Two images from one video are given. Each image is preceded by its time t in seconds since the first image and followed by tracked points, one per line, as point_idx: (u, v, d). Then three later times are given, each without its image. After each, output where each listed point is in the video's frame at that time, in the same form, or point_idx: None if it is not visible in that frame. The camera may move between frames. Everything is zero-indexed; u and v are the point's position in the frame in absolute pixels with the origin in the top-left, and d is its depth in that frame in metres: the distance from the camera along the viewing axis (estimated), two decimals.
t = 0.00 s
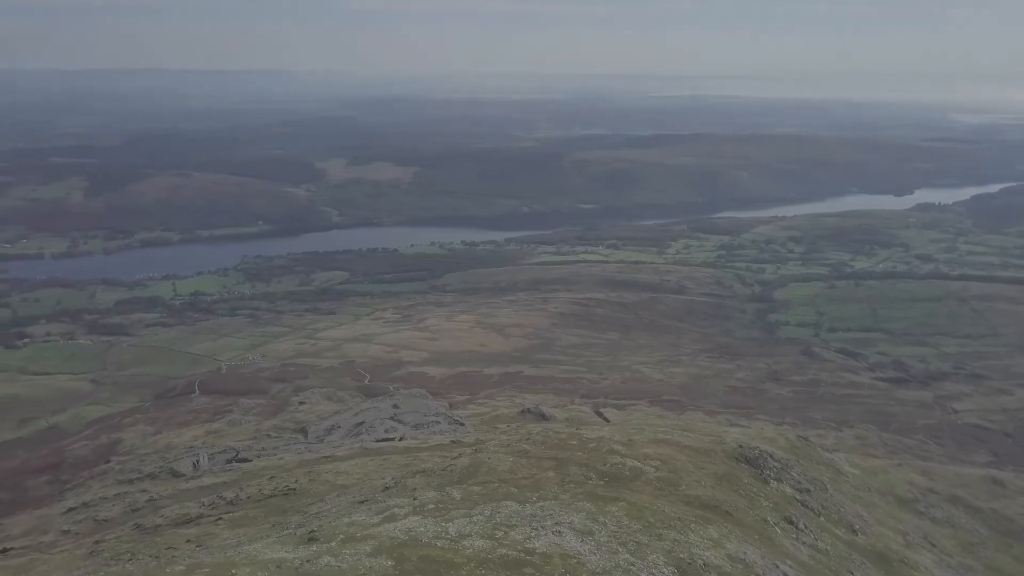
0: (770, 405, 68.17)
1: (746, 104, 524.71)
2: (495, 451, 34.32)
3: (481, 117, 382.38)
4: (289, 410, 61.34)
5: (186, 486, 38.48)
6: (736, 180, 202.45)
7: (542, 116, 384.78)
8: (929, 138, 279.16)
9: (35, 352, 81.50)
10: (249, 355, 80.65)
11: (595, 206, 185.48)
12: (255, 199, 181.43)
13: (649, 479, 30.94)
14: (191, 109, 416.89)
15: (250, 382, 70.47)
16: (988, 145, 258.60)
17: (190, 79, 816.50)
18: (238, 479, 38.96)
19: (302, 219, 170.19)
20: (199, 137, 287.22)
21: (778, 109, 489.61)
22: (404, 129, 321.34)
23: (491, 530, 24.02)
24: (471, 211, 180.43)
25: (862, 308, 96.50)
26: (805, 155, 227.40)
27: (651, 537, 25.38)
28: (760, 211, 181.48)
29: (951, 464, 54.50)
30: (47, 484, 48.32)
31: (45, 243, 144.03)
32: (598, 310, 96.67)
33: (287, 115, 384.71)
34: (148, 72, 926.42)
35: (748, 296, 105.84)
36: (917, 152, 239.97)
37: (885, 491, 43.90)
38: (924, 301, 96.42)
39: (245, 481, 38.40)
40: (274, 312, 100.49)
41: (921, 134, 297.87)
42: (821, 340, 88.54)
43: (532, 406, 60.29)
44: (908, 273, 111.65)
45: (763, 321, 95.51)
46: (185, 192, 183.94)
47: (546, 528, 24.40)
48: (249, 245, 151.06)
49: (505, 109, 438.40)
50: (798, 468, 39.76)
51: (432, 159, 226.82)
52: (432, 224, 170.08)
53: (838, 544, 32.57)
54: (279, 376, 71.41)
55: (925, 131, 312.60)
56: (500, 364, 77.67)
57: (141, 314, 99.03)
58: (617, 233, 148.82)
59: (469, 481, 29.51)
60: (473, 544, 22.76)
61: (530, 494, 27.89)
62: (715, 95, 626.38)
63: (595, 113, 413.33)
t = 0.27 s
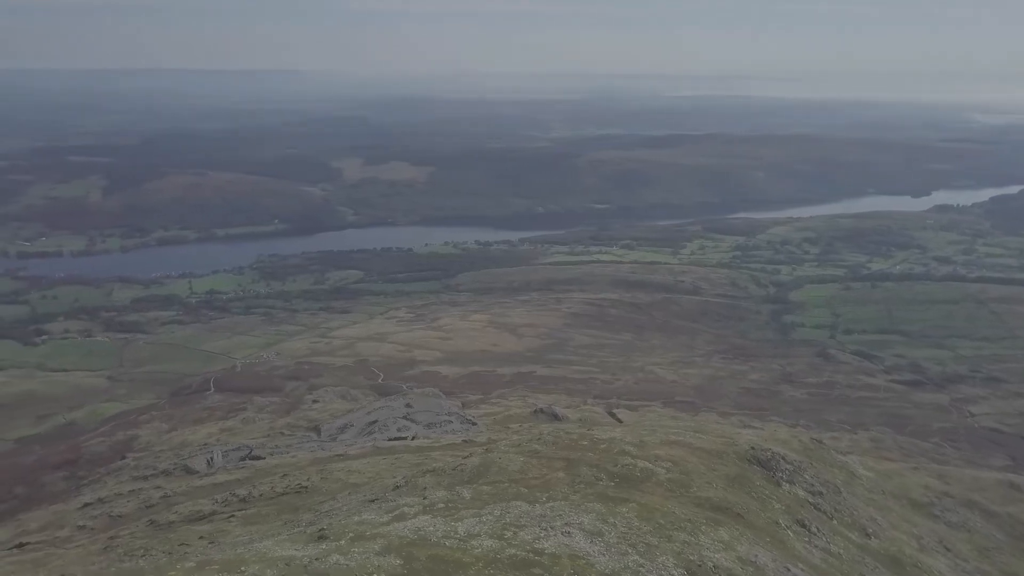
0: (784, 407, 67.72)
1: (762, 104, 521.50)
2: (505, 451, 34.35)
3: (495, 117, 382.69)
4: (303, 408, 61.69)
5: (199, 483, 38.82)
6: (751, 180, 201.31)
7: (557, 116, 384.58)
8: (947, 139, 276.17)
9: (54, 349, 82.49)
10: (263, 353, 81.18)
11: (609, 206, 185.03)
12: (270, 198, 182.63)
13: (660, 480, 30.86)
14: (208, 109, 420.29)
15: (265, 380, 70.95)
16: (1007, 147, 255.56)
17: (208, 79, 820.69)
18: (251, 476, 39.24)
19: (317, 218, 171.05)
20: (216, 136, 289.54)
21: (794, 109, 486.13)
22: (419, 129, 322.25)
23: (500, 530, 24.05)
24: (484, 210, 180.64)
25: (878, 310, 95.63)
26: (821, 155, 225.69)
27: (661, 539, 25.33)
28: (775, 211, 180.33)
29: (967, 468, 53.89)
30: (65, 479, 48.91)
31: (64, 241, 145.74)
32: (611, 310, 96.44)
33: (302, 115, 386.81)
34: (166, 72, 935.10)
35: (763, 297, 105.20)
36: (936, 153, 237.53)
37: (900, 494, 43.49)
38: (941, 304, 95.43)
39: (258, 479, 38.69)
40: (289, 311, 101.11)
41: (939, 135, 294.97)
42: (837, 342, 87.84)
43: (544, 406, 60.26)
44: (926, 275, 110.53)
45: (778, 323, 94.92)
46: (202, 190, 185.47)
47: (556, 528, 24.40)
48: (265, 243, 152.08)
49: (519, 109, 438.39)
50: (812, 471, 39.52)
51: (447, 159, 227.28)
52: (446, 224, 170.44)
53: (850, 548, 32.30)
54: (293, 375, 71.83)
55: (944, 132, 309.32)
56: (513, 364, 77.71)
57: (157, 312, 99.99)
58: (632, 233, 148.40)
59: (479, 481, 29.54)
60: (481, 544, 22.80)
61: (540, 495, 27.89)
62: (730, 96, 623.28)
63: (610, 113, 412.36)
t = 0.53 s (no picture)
0: (801, 410, 67.19)
1: (780, 104, 518.07)
2: (518, 451, 34.37)
3: (512, 117, 382.83)
4: (318, 407, 62.09)
5: (215, 480, 39.18)
6: (769, 181, 199.83)
7: (573, 117, 383.95)
8: (969, 140, 272.72)
9: (74, 346, 83.54)
10: (280, 351, 81.77)
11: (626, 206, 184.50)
12: (288, 197, 183.90)
13: (672, 482, 30.76)
14: (227, 109, 423.89)
15: (281, 378, 71.47)
16: None
17: (227, 79, 827.34)
18: (266, 474, 39.56)
19: (333, 217, 172.00)
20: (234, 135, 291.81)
21: (813, 109, 482.00)
22: (435, 129, 323.24)
23: (511, 530, 24.09)
24: (500, 210, 180.82)
25: (897, 312, 94.63)
26: (840, 156, 223.65)
27: (673, 541, 25.24)
28: (793, 212, 178.94)
29: (987, 473, 53.20)
30: (83, 475, 49.57)
31: (84, 239, 147.54)
32: (627, 311, 96.16)
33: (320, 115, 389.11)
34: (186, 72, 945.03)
35: (780, 298, 104.46)
36: (957, 154, 234.62)
37: (916, 498, 43.00)
38: (961, 306, 94.26)
39: (272, 477, 39.01)
40: (305, 309, 101.76)
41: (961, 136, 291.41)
42: (854, 344, 87.04)
43: (559, 406, 60.20)
44: (946, 277, 109.19)
45: (795, 324, 94.19)
46: (220, 190, 187.11)
47: (566, 529, 24.39)
48: (282, 243, 153.18)
49: (536, 109, 438.22)
50: (827, 474, 39.21)
51: (463, 159, 227.71)
52: (462, 224, 170.80)
53: (865, 552, 32.01)
54: (309, 373, 72.29)
55: (965, 133, 305.37)
56: (528, 364, 77.73)
57: (175, 310, 100.98)
58: (648, 233, 147.86)
59: (491, 481, 29.59)
60: (491, 544, 22.86)
61: (551, 495, 27.88)
62: (748, 96, 619.43)
63: (626, 113, 411.14)
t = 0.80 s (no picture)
0: (816, 412, 66.71)
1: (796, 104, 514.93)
2: (529, 450, 34.39)
3: (526, 117, 382.85)
4: (332, 405, 62.43)
5: (228, 477, 39.54)
6: (785, 181, 198.51)
7: (588, 116, 383.42)
8: (989, 141, 269.42)
9: (92, 343, 84.47)
10: (294, 349, 82.34)
11: (641, 206, 184.07)
12: (303, 196, 184.97)
13: (683, 484, 30.64)
14: (244, 108, 426.96)
15: (295, 376, 71.97)
16: None
17: (244, 79, 833.56)
18: (279, 471, 39.86)
19: (348, 216, 172.85)
20: (250, 135, 293.81)
21: (830, 109, 478.15)
22: (450, 128, 323.95)
23: (520, 530, 24.11)
24: (514, 210, 180.90)
25: (914, 315, 93.70)
26: (856, 157, 221.85)
27: (683, 542, 25.16)
28: (809, 213, 177.72)
29: (1004, 477, 52.55)
30: (99, 471, 50.13)
31: (103, 237, 149.16)
32: (641, 312, 95.90)
33: (336, 115, 391.22)
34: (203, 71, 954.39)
35: (795, 300, 103.77)
36: (976, 155, 231.93)
37: (931, 502, 42.58)
38: (979, 309, 93.21)
39: (285, 474, 39.28)
40: (321, 308, 102.38)
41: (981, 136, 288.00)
42: (870, 347, 86.30)
43: (572, 407, 60.13)
44: (964, 279, 107.96)
45: (811, 326, 93.54)
46: (237, 188, 188.58)
47: (576, 530, 24.37)
48: (297, 241, 154.16)
49: (551, 108, 438.04)
50: (840, 476, 38.91)
51: (477, 159, 228.10)
52: (476, 223, 171.08)
53: (879, 556, 31.71)
54: (323, 372, 72.72)
55: (985, 133, 301.69)
56: (541, 364, 77.73)
57: (192, 307, 101.87)
58: (663, 234, 147.39)
59: (501, 480, 29.62)
60: (500, 544, 22.89)
61: (562, 495, 27.90)
62: (764, 95, 615.46)
63: (642, 113, 409.85)
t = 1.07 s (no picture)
0: (833, 415, 66.11)
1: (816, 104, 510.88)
2: (542, 451, 34.39)
3: (544, 117, 382.64)
4: (348, 403, 62.80)
5: (244, 474, 39.91)
6: (804, 182, 196.91)
7: (606, 116, 382.65)
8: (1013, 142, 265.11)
9: (112, 339, 85.61)
10: (311, 348, 82.89)
11: (658, 206, 183.46)
12: (321, 195, 186.13)
13: (696, 485, 30.52)
14: (264, 107, 430.60)
15: (312, 374, 72.47)
16: None
17: (263, 79, 840.72)
18: (294, 469, 40.18)
19: (365, 215, 173.71)
20: (269, 134, 296.15)
21: (851, 109, 473.37)
22: (468, 128, 324.65)
23: (531, 530, 24.13)
24: (531, 210, 180.92)
25: (934, 317, 92.55)
26: (877, 158, 219.53)
27: (695, 545, 25.06)
28: (828, 214, 176.18)
29: None
30: (118, 466, 50.80)
31: (123, 235, 151.10)
32: (657, 313, 95.56)
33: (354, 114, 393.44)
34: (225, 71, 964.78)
35: (813, 301, 102.87)
36: (1000, 156, 228.63)
37: (949, 507, 42.05)
38: (1001, 312, 91.83)
39: (300, 472, 39.58)
40: (337, 306, 102.97)
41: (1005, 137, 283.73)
42: (889, 349, 85.38)
43: (586, 407, 60.08)
44: (987, 281, 106.42)
45: (829, 328, 92.70)
46: (255, 187, 190.21)
47: (587, 531, 24.37)
48: (315, 240, 155.19)
49: (568, 108, 437.54)
50: (856, 480, 38.53)
51: (494, 159, 228.38)
52: (492, 223, 171.31)
53: (895, 561, 31.36)
54: (339, 370, 73.19)
55: (1009, 134, 297.10)
56: (556, 364, 77.67)
57: (210, 305, 102.91)
58: (680, 234, 146.74)
59: (514, 480, 29.66)
60: (511, 544, 22.94)
61: (574, 496, 27.90)
62: (783, 95, 610.82)
63: (660, 113, 408.17)
